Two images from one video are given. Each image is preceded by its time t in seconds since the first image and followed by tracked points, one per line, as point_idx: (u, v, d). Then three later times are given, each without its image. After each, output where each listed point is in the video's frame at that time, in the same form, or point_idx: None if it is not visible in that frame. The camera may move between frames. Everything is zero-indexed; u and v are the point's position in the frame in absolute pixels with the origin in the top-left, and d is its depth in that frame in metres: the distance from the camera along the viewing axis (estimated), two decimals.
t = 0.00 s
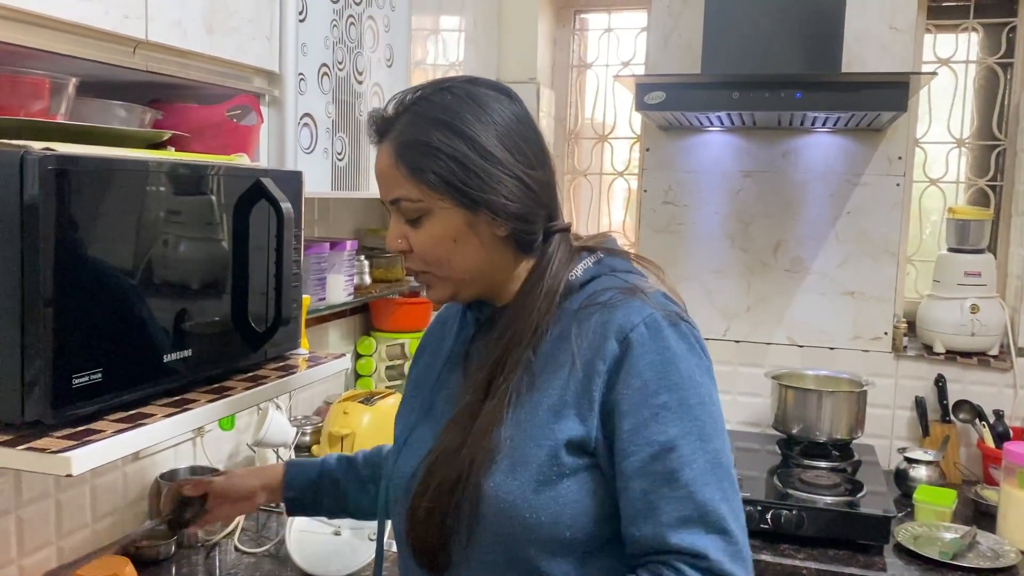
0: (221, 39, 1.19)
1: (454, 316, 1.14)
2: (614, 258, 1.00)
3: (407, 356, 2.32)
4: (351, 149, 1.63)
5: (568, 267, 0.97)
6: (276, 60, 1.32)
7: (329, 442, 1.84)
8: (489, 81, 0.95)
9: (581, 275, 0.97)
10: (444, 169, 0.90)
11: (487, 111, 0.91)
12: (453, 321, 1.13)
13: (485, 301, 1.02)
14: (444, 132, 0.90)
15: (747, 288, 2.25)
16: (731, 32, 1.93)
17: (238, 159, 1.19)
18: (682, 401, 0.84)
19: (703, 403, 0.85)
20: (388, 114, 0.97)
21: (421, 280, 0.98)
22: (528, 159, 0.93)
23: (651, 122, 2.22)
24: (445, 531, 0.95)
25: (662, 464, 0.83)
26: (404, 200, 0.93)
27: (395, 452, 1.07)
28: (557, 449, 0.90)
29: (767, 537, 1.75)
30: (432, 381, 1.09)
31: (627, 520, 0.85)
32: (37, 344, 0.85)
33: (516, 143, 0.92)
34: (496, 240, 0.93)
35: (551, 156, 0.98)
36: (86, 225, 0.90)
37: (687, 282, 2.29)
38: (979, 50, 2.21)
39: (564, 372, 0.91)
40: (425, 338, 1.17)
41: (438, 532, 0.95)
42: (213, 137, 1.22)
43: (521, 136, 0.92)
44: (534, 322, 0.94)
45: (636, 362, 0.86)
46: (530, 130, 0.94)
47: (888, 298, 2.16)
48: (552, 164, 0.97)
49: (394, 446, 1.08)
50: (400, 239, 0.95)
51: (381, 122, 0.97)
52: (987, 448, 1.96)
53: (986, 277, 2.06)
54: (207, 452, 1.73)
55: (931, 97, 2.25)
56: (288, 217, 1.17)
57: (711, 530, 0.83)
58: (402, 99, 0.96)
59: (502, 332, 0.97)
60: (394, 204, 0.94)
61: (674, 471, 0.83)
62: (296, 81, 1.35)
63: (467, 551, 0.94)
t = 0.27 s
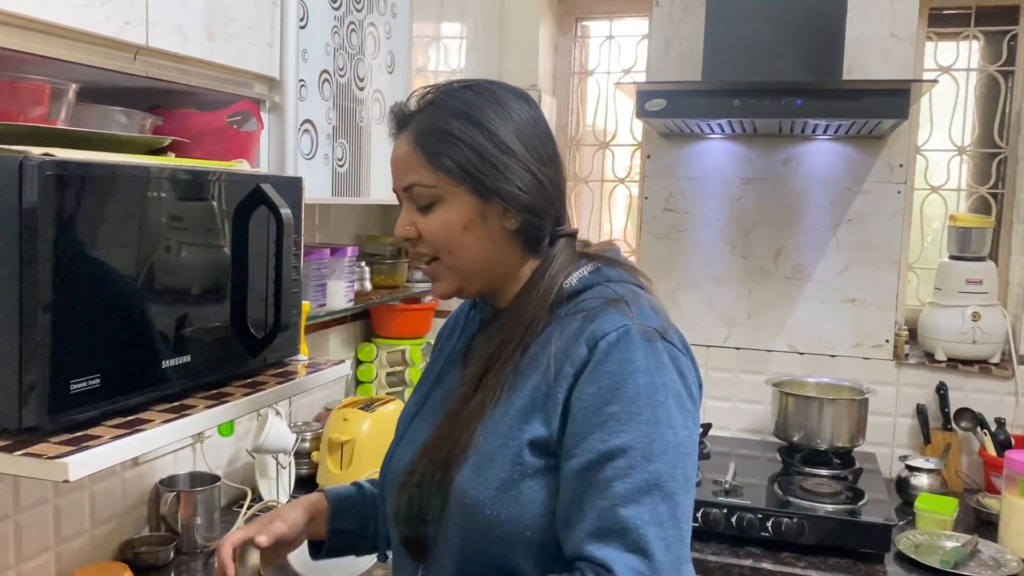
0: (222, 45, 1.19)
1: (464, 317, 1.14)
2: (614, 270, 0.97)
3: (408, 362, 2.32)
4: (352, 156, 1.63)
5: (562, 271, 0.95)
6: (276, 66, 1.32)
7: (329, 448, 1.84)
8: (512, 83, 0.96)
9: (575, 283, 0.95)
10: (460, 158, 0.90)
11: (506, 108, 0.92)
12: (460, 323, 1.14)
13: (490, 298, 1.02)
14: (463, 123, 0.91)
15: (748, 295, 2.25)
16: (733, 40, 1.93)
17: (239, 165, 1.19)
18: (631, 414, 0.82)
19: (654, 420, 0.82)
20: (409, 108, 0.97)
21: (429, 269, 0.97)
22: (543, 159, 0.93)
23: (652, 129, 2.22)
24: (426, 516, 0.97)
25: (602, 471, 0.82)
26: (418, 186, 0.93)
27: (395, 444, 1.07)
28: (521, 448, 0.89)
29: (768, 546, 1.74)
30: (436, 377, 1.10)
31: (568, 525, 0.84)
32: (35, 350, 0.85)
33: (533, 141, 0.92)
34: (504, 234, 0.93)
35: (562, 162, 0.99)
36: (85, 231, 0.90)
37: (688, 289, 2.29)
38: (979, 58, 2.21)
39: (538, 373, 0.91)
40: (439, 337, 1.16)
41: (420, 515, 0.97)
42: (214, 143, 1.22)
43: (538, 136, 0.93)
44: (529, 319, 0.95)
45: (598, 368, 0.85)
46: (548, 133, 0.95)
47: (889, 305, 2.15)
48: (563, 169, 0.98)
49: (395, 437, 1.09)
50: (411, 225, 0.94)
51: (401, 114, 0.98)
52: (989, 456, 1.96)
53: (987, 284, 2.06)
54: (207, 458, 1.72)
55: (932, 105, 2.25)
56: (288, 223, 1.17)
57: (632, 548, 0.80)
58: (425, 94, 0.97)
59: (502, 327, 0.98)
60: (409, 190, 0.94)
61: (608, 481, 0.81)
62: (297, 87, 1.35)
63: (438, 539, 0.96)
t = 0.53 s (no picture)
0: (226, 53, 1.19)
1: (449, 326, 1.13)
2: (606, 270, 1.00)
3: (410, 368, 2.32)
4: (355, 162, 1.64)
5: (563, 275, 0.97)
6: (280, 73, 1.33)
7: (330, 454, 1.84)
8: (496, 95, 0.96)
9: (573, 286, 0.96)
10: (451, 174, 0.90)
11: (494, 121, 0.92)
12: (445, 334, 1.13)
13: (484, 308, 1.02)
14: (452, 139, 0.91)
15: (750, 301, 2.25)
16: (735, 46, 1.93)
17: (241, 171, 1.19)
18: (659, 408, 0.84)
19: (680, 411, 0.85)
20: (396, 125, 0.98)
21: (424, 283, 0.97)
22: (533, 170, 0.94)
23: (654, 135, 2.22)
24: (436, 533, 0.95)
25: (638, 469, 0.83)
26: (411, 202, 0.93)
27: (388, 458, 1.05)
28: (540, 454, 0.89)
29: (770, 552, 1.74)
30: (426, 389, 1.08)
31: (606, 526, 0.85)
32: (39, 356, 0.85)
33: (522, 152, 0.93)
34: (499, 246, 0.94)
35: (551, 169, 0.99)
36: (89, 237, 0.91)
37: (689, 295, 2.29)
38: (981, 65, 2.21)
39: (550, 379, 0.91)
40: (420, 344, 1.17)
41: (429, 532, 0.96)
42: (217, 150, 1.22)
43: (527, 147, 0.94)
44: (529, 328, 0.95)
45: (618, 368, 0.87)
46: (536, 143, 0.95)
47: (891, 311, 2.15)
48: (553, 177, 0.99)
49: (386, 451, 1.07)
50: (405, 241, 0.94)
51: (388, 130, 0.98)
52: (992, 463, 1.96)
53: (989, 291, 2.06)
54: (209, 464, 1.72)
55: (934, 111, 2.25)
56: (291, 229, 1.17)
57: (685, 537, 0.82)
58: (412, 110, 0.97)
59: (499, 338, 0.97)
60: (401, 207, 0.94)
61: (649, 477, 0.83)
62: (300, 93, 1.36)
63: (453, 554, 0.94)
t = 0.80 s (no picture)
0: (223, 55, 1.18)
1: (430, 338, 1.10)
2: (597, 274, 1.01)
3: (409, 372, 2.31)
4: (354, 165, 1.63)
5: (558, 283, 0.97)
6: (278, 76, 1.31)
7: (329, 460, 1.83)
8: (468, 102, 0.94)
9: (573, 292, 0.97)
10: (426, 192, 0.88)
11: (468, 132, 0.90)
12: (427, 347, 1.10)
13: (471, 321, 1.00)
14: (425, 156, 0.89)
15: (751, 306, 2.23)
16: (737, 49, 1.92)
17: (239, 175, 1.17)
18: (687, 408, 0.87)
19: (703, 408, 0.88)
20: (369, 139, 0.95)
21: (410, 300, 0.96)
22: (511, 181, 0.92)
23: (655, 138, 2.21)
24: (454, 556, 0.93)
25: (675, 471, 0.85)
26: (388, 222, 0.91)
27: (384, 482, 1.01)
28: (568, 464, 0.89)
29: (773, 559, 1.72)
30: (415, 407, 1.05)
31: (648, 531, 0.86)
32: (30, 363, 0.84)
33: (498, 164, 0.91)
34: (482, 261, 0.92)
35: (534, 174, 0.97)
36: (82, 242, 0.89)
37: (691, 300, 2.27)
38: (986, 67, 2.20)
39: (568, 389, 0.91)
40: (395, 355, 1.14)
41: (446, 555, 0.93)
42: (214, 154, 1.21)
43: (504, 158, 0.92)
44: (531, 343, 0.94)
45: (642, 374, 0.88)
46: (513, 153, 0.93)
47: (895, 316, 2.14)
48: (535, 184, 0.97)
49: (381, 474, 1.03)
50: (386, 261, 0.93)
51: (362, 145, 0.96)
52: (997, 468, 1.94)
53: (994, 295, 2.04)
54: (207, 470, 1.71)
55: (938, 114, 2.23)
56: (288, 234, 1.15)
57: (727, 529, 0.85)
58: (383, 124, 0.95)
59: (495, 353, 0.95)
60: (378, 227, 0.92)
61: (688, 477, 0.84)
62: (298, 97, 1.35)
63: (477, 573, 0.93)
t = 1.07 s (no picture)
0: (239, 47, 1.19)
1: (446, 329, 1.11)
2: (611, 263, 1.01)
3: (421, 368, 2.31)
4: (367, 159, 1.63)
5: (575, 274, 0.96)
6: (293, 69, 1.32)
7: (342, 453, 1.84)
8: (478, 94, 0.94)
9: (589, 282, 0.98)
10: (439, 187, 0.88)
11: (480, 125, 0.90)
12: (444, 336, 1.10)
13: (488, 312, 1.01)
14: (437, 150, 0.89)
15: (763, 301, 2.23)
16: (749, 43, 1.92)
17: (255, 166, 1.19)
18: (708, 395, 0.87)
19: (723, 395, 0.88)
20: (382, 132, 0.95)
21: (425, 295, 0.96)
22: (525, 172, 0.92)
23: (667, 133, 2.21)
24: (473, 549, 0.93)
25: (699, 458, 0.85)
26: (403, 217, 0.91)
27: (400, 473, 1.01)
28: (588, 454, 0.90)
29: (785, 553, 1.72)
30: (431, 398, 1.05)
31: (674, 518, 0.86)
32: (51, 348, 0.84)
33: (511, 156, 0.91)
34: (496, 254, 0.92)
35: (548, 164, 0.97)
36: (101, 228, 0.90)
37: (703, 295, 2.27)
38: (998, 62, 2.19)
39: (587, 379, 0.91)
40: (410, 348, 1.14)
41: (464, 550, 0.93)
42: (230, 145, 1.22)
43: (517, 150, 0.92)
44: (547, 334, 0.94)
45: (662, 364, 0.88)
46: (526, 145, 0.93)
47: (907, 310, 2.13)
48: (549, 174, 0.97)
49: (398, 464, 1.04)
50: (401, 254, 0.93)
51: (375, 140, 0.96)
52: (1010, 463, 1.93)
53: (1007, 289, 2.04)
54: (221, 462, 1.72)
55: (950, 109, 2.23)
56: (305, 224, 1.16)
57: (753, 512, 0.86)
58: (396, 117, 0.95)
59: (511, 344, 0.95)
60: (392, 222, 0.92)
61: (712, 463, 0.85)
62: (313, 89, 1.36)
63: (499, 563, 0.93)
